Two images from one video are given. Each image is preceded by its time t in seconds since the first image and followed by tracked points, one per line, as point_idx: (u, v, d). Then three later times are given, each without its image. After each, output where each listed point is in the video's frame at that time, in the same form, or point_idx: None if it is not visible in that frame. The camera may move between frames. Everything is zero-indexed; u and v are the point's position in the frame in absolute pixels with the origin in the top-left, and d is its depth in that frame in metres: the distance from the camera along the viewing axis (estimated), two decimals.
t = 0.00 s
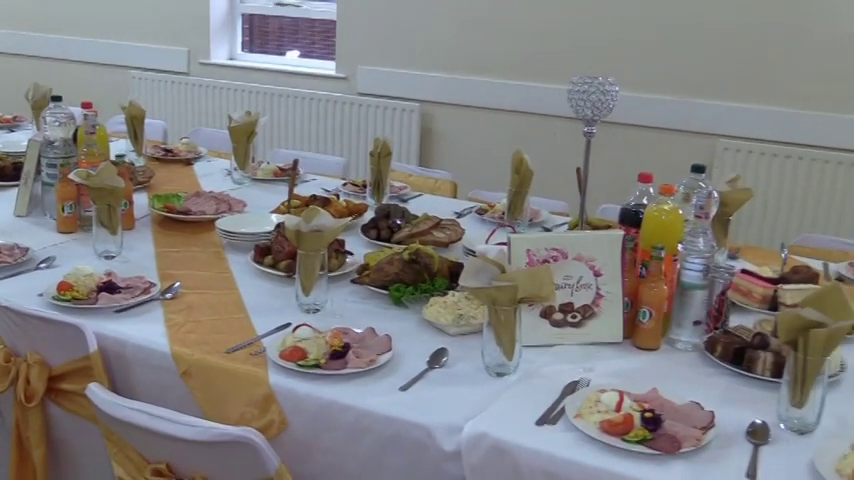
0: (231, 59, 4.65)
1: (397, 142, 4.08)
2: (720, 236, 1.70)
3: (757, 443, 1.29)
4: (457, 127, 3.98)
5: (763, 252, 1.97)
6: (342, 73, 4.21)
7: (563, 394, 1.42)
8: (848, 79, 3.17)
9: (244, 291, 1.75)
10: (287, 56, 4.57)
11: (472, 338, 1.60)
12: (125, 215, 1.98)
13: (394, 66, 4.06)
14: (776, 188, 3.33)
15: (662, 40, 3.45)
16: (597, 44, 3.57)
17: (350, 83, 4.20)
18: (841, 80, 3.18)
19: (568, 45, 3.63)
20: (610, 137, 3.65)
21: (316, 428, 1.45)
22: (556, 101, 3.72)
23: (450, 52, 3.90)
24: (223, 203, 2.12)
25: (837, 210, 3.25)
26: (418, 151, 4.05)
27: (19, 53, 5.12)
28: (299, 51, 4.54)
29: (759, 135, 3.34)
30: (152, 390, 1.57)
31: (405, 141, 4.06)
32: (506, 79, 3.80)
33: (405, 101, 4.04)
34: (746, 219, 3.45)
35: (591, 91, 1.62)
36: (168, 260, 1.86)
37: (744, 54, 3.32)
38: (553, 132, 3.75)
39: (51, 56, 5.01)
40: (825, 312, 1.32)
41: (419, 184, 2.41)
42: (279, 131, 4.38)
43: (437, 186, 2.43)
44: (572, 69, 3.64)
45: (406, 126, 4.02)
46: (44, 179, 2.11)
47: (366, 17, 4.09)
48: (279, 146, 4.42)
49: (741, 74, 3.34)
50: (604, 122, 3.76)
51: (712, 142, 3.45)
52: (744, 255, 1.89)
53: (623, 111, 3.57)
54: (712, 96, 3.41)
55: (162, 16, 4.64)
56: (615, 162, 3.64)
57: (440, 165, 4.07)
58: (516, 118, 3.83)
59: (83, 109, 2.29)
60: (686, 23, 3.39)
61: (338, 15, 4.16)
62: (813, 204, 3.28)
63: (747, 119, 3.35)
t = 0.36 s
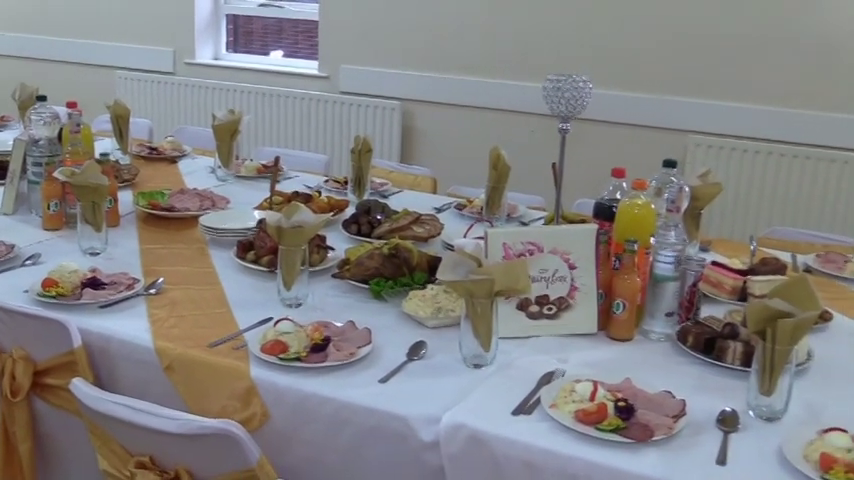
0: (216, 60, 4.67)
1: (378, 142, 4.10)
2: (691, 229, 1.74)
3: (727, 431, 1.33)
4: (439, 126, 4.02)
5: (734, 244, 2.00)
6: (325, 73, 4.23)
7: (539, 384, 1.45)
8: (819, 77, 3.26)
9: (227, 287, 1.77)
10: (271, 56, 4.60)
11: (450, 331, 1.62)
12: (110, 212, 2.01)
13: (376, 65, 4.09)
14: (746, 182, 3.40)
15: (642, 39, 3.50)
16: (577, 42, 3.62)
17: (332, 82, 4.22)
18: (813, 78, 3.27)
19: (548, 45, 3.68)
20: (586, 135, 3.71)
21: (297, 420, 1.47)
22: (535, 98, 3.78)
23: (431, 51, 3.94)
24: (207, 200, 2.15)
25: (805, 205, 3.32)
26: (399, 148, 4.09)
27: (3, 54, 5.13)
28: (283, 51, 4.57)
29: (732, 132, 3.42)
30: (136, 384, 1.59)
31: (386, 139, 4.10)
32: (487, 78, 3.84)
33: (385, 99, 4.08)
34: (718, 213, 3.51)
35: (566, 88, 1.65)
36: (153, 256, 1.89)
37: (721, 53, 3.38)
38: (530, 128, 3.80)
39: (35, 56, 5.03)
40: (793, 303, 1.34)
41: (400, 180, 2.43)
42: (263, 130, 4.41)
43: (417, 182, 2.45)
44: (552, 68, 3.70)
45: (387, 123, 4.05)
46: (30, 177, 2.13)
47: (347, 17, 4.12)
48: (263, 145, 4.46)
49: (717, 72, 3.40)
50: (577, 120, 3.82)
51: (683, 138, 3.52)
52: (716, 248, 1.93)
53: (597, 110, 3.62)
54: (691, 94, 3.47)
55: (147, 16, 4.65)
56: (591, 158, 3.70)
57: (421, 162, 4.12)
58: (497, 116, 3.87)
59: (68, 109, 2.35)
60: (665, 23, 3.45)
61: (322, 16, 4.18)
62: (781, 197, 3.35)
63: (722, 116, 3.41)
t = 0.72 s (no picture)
0: (202, 59, 4.69)
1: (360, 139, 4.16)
2: (663, 222, 1.79)
3: (697, 418, 1.37)
4: (421, 123, 4.06)
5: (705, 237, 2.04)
6: (308, 71, 4.26)
7: (516, 374, 1.48)
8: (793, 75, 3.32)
9: (211, 281, 1.80)
10: (256, 55, 4.62)
11: (429, 323, 1.66)
12: (96, 208, 2.03)
13: (359, 64, 4.13)
14: (718, 173, 3.46)
15: (622, 38, 3.55)
16: (557, 42, 3.67)
17: (315, 81, 4.25)
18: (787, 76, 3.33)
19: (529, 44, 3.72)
20: (561, 131, 3.76)
21: (280, 411, 1.50)
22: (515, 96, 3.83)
23: (413, 50, 3.98)
24: (192, 197, 2.18)
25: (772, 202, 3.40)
26: (381, 145, 4.13)
27: None
28: (267, 51, 4.60)
29: (705, 128, 3.48)
30: (122, 377, 1.62)
31: (369, 137, 4.14)
32: (468, 76, 3.88)
33: (367, 97, 4.12)
34: (690, 206, 3.58)
35: (542, 85, 1.69)
36: (138, 252, 1.91)
37: (698, 52, 3.44)
38: (509, 125, 3.85)
39: (21, 56, 5.04)
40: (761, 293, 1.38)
41: (382, 176, 2.46)
42: (248, 128, 4.44)
43: (398, 178, 2.46)
44: (533, 67, 3.75)
45: (369, 121, 4.10)
46: (16, 175, 2.16)
47: (330, 16, 4.15)
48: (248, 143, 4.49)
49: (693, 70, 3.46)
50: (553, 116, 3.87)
51: (657, 134, 3.58)
52: (687, 240, 1.98)
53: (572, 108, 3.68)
54: (669, 93, 3.53)
55: (132, 16, 4.67)
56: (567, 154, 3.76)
57: (402, 158, 4.16)
58: (479, 115, 3.91)
59: (54, 107, 2.36)
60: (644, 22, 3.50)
61: (307, 16, 4.21)
62: (749, 192, 3.43)
63: (696, 113, 3.48)
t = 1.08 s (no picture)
0: (188, 59, 4.72)
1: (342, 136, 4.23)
2: (635, 218, 1.84)
3: (667, 406, 1.41)
4: (405, 122, 4.12)
5: (677, 231, 2.09)
6: (292, 71, 4.32)
7: (492, 365, 1.52)
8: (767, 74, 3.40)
9: (196, 277, 1.84)
10: (241, 55, 4.66)
11: (409, 316, 1.70)
12: (83, 206, 2.07)
13: (344, 64, 4.19)
14: (689, 172, 3.57)
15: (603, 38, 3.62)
16: (538, 42, 3.74)
17: (300, 80, 4.31)
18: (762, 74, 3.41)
19: (511, 43, 3.79)
20: (538, 130, 3.85)
21: (264, 403, 1.54)
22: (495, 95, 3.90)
23: (397, 50, 4.04)
24: (178, 194, 2.22)
25: (744, 190, 3.50)
26: (364, 142, 4.19)
27: None
28: (252, 51, 4.63)
29: (678, 126, 3.57)
30: (109, 371, 1.66)
31: (352, 136, 4.20)
32: (452, 76, 3.94)
33: (350, 97, 4.18)
34: (663, 201, 3.69)
35: (518, 84, 1.73)
36: (125, 249, 1.95)
37: (676, 51, 3.52)
38: (489, 124, 3.92)
39: (7, 56, 5.07)
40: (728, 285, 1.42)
41: (364, 174, 2.50)
42: (233, 127, 4.49)
43: (380, 176, 2.50)
44: (515, 67, 3.82)
45: (351, 120, 4.16)
46: (6, 174, 2.19)
47: (314, 17, 4.20)
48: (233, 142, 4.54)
49: (671, 69, 3.55)
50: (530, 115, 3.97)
51: (631, 132, 3.67)
52: (659, 234, 2.03)
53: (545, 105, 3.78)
54: (643, 91, 3.62)
55: (117, 16, 4.70)
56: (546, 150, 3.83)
57: (384, 157, 4.23)
58: (460, 113, 3.98)
59: (41, 107, 2.40)
60: (624, 22, 3.57)
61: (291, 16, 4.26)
62: (722, 188, 3.53)
63: (669, 113, 3.57)
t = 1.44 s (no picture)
0: (173, 62, 4.75)
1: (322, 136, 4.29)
2: (609, 214, 1.88)
3: (639, 397, 1.45)
4: (388, 122, 4.17)
5: (650, 227, 2.13)
6: (276, 73, 4.36)
7: (470, 359, 1.56)
8: (742, 74, 3.48)
9: (180, 276, 1.87)
10: (226, 58, 4.69)
11: (389, 311, 1.74)
12: (68, 206, 2.09)
13: (328, 66, 4.23)
14: (658, 169, 3.66)
15: (583, 39, 3.68)
16: (519, 43, 3.80)
17: (283, 82, 4.36)
18: (737, 74, 3.49)
19: (493, 44, 3.85)
20: (513, 129, 3.92)
21: (246, 397, 1.57)
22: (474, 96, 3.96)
23: (380, 52, 4.09)
24: (163, 194, 2.25)
25: (716, 186, 3.57)
26: (347, 142, 4.25)
27: None
28: (237, 53, 4.66)
29: (653, 125, 3.65)
30: (94, 368, 1.68)
31: (333, 136, 4.25)
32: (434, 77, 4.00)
33: (332, 97, 4.24)
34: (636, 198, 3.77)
35: (494, 86, 1.77)
36: (110, 248, 1.98)
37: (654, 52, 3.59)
38: (468, 123, 3.99)
39: None
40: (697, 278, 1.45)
41: (346, 173, 2.53)
42: (218, 128, 4.52)
43: (361, 175, 2.53)
44: (497, 68, 3.87)
45: (334, 121, 4.21)
46: None
47: (298, 19, 4.24)
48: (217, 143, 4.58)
49: (649, 70, 3.62)
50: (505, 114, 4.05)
51: (605, 131, 3.75)
52: (633, 231, 2.08)
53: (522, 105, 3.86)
54: (615, 92, 3.69)
55: (102, 19, 4.72)
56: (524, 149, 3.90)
57: (366, 157, 4.29)
58: (441, 113, 4.04)
59: (26, 109, 2.43)
60: (603, 23, 3.63)
61: (275, 19, 4.30)
62: (693, 185, 3.62)
63: (645, 112, 3.65)
